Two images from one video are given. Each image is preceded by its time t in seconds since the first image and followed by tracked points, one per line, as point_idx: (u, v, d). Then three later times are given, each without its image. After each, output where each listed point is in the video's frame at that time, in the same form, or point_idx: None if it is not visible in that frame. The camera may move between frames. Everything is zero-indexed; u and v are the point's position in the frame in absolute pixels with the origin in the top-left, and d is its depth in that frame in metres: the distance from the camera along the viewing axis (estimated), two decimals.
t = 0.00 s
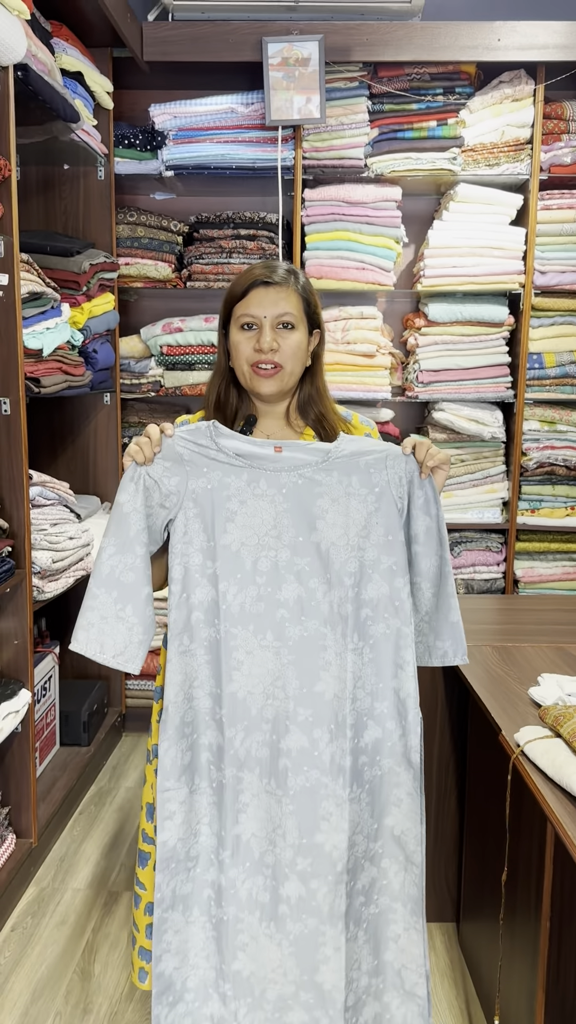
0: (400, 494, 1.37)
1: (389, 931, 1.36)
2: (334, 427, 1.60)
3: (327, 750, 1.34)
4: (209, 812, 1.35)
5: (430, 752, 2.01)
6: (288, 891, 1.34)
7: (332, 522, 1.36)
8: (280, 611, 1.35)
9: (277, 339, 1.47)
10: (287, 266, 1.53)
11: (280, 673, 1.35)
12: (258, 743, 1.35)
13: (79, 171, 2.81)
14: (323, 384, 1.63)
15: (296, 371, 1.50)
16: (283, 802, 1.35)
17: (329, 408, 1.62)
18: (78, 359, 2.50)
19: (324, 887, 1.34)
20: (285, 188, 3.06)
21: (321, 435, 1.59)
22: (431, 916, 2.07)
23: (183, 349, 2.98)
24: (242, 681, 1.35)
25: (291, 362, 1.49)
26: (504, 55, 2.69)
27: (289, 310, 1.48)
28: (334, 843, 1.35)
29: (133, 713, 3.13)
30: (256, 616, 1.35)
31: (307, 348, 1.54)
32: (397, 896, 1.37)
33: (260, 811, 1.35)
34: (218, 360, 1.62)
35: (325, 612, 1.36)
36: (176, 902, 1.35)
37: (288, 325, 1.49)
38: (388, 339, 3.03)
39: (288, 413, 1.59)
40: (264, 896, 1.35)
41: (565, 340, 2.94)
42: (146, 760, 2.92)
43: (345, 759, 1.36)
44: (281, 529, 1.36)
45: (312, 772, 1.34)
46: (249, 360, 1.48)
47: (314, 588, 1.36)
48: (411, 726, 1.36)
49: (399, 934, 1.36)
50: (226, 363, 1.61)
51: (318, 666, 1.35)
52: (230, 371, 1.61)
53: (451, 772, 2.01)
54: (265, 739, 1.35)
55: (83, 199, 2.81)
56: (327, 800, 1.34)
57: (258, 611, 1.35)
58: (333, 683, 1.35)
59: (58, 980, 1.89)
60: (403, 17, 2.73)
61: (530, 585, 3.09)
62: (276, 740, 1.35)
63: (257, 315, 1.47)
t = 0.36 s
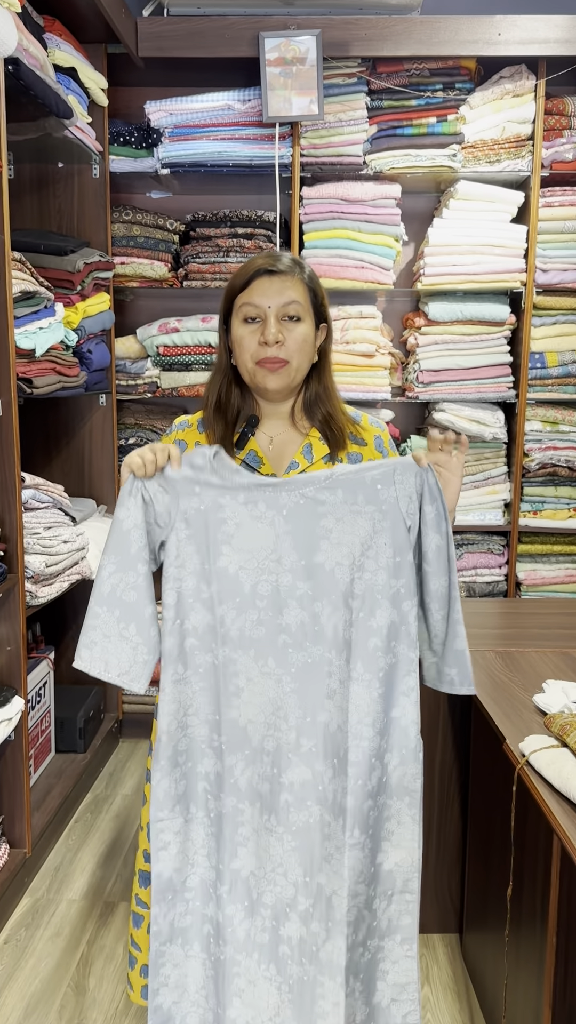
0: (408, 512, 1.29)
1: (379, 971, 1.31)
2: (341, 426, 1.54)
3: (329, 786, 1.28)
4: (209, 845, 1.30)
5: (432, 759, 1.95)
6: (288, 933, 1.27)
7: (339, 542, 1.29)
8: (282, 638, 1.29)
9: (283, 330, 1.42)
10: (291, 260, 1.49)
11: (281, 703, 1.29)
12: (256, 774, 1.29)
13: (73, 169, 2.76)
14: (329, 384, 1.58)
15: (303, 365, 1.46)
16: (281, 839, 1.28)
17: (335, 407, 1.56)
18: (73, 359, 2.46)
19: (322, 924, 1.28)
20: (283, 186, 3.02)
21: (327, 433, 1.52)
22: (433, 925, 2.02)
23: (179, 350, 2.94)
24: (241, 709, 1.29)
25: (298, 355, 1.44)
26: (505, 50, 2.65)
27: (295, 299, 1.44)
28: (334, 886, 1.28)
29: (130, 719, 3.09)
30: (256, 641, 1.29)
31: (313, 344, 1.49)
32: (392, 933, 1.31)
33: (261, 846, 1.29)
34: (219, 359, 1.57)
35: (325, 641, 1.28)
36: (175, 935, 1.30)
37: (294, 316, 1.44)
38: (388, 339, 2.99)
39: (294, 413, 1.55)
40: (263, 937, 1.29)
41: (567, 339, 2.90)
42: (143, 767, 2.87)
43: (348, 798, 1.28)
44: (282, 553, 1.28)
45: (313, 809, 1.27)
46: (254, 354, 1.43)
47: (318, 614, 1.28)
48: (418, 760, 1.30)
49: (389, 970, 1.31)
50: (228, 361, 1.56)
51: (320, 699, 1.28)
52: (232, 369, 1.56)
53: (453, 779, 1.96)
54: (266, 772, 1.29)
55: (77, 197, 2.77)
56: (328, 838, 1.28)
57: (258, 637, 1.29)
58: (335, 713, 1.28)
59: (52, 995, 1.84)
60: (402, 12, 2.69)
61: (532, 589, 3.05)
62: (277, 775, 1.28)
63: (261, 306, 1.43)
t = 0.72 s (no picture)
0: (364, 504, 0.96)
1: None
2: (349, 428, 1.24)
3: (299, 827, 0.98)
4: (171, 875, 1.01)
5: (434, 780, 1.88)
6: (245, 980, 0.98)
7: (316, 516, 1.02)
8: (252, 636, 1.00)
9: (294, 314, 1.16)
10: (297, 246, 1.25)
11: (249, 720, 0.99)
12: (220, 798, 1.00)
13: (63, 168, 2.69)
14: (339, 385, 1.29)
15: (317, 357, 1.19)
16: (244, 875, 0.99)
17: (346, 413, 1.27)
18: (61, 364, 2.38)
19: (289, 979, 0.98)
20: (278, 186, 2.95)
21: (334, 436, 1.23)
22: (435, 951, 1.94)
23: (172, 353, 2.86)
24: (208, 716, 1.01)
25: (311, 342, 1.17)
26: (505, 45, 2.58)
27: (307, 282, 1.19)
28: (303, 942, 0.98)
29: (122, 732, 3.01)
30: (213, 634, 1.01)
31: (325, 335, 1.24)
32: (385, 993, 1.03)
33: (225, 889, 0.99)
34: (216, 361, 1.33)
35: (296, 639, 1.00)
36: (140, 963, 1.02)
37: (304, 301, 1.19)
38: (387, 341, 2.91)
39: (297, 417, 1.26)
40: (215, 984, 0.99)
41: (570, 341, 2.83)
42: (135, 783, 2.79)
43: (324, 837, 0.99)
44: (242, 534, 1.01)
45: (278, 850, 0.98)
46: (262, 341, 1.17)
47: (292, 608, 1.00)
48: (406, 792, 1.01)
49: None
50: (227, 360, 1.31)
51: (291, 718, 0.99)
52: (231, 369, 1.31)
53: (456, 800, 1.88)
54: (230, 806, 1.00)
55: (67, 197, 2.70)
56: (297, 886, 0.98)
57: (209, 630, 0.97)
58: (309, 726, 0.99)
59: None
60: (399, 7, 2.62)
61: (536, 597, 2.96)
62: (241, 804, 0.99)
63: (269, 288, 1.18)
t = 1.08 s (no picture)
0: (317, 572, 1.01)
1: None
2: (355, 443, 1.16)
3: (298, 907, 0.96)
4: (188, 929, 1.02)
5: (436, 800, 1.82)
6: None
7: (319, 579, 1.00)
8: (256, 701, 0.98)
9: (291, 331, 1.12)
10: (300, 251, 1.19)
11: (254, 793, 0.96)
12: (221, 861, 0.98)
13: (55, 172, 2.64)
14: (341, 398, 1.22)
15: (315, 376, 1.14)
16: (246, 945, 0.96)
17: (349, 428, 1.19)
18: (53, 372, 2.33)
19: None
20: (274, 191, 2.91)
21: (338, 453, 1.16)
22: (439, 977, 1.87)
23: (167, 361, 2.81)
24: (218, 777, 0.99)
25: (308, 362, 1.12)
26: (504, 47, 2.54)
27: (306, 296, 1.14)
28: (300, 1016, 0.96)
29: (116, 747, 2.95)
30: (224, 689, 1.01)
31: (326, 350, 1.18)
32: None
33: (233, 955, 0.98)
34: (212, 370, 1.24)
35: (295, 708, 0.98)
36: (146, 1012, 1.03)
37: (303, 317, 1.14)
38: (385, 347, 2.86)
39: (298, 435, 1.20)
40: None
41: (571, 348, 2.79)
42: (129, 800, 2.73)
43: (324, 910, 0.96)
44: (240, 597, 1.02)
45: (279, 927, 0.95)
46: (256, 358, 1.12)
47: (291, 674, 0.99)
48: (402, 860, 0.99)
49: None
50: (224, 370, 1.22)
51: (292, 791, 0.96)
52: (228, 379, 1.22)
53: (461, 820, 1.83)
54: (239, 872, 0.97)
55: (59, 201, 2.65)
56: (297, 959, 0.96)
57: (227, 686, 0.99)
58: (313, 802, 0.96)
59: None
60: (396, 8, 2.58)
61: (537, 608, 2.92)
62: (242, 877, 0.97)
63: (265, 303, 1.13)
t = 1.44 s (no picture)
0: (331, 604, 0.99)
1: None
2: (367, 459, 1.14)
3: (311, 945, 0.92)
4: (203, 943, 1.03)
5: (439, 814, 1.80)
6: None
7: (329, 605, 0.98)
8: (264, 729, 0.96)
9: (306, 350, 1.09)
10: (319, 262, 1.15)
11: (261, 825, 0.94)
12: (231, 889, 0.97)
13: (50, 177, 2.61)
14: (356, 412, 1.19)
15: (329, 394, 1.12)
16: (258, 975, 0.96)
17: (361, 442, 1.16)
18: (49, 379, 2.30)
19: None
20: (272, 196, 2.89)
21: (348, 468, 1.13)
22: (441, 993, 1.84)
23: (164, 367, 2.79)
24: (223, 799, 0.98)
25: (324, 381, 1.10)
26: (504, 51, 2.52)
27: (323, 313, 1.11)
28: None
29: (113, 758, 2.92)
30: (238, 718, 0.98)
31: (341, 366, 1.16)
32: None
33: (245, 986, 0.96)
34: (223, 381, 1.22)
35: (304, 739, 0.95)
36: None
37: (319, 333, 1.12)
38: (384, 354, 2.84)
39: (308, 448, 1.17)
40: None
41: (572, 354, 2.76)
42: (126, 811, 2.70)
43: (338, 949, 0.93)
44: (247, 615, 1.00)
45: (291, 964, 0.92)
46: (269, 375, 1.09)
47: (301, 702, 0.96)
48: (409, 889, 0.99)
49: None
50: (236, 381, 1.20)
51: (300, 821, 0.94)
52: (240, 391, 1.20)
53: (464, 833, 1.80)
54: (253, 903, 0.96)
55: (55, 207, 2.62)
56: (310, 1003, 0.92)
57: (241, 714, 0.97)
58: (321, 839, 0.93)
59: None
60: (395, 13, 2.56)
61: (538, 616, 2.89)
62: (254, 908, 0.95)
63: (280, 319, 1.10)
